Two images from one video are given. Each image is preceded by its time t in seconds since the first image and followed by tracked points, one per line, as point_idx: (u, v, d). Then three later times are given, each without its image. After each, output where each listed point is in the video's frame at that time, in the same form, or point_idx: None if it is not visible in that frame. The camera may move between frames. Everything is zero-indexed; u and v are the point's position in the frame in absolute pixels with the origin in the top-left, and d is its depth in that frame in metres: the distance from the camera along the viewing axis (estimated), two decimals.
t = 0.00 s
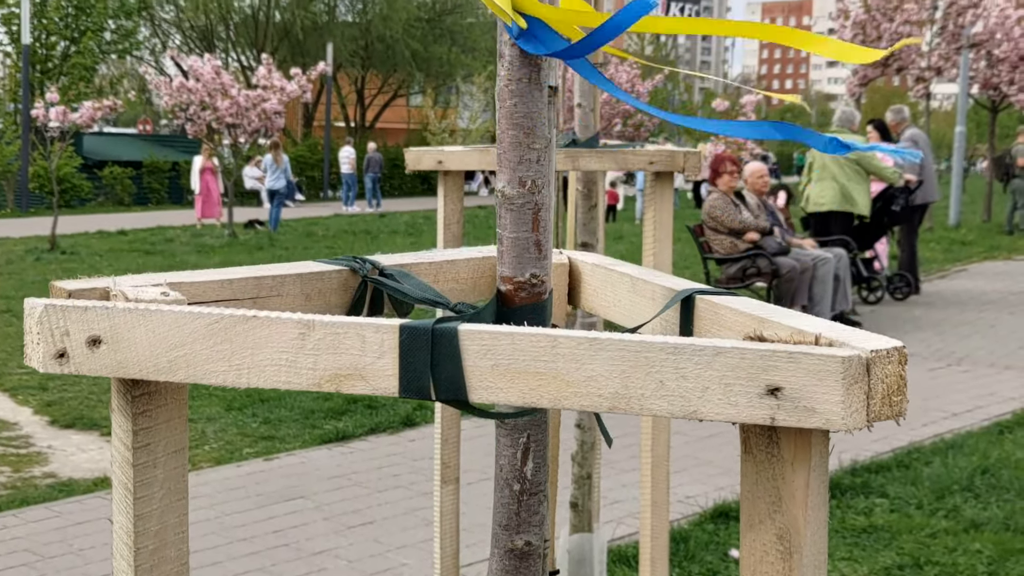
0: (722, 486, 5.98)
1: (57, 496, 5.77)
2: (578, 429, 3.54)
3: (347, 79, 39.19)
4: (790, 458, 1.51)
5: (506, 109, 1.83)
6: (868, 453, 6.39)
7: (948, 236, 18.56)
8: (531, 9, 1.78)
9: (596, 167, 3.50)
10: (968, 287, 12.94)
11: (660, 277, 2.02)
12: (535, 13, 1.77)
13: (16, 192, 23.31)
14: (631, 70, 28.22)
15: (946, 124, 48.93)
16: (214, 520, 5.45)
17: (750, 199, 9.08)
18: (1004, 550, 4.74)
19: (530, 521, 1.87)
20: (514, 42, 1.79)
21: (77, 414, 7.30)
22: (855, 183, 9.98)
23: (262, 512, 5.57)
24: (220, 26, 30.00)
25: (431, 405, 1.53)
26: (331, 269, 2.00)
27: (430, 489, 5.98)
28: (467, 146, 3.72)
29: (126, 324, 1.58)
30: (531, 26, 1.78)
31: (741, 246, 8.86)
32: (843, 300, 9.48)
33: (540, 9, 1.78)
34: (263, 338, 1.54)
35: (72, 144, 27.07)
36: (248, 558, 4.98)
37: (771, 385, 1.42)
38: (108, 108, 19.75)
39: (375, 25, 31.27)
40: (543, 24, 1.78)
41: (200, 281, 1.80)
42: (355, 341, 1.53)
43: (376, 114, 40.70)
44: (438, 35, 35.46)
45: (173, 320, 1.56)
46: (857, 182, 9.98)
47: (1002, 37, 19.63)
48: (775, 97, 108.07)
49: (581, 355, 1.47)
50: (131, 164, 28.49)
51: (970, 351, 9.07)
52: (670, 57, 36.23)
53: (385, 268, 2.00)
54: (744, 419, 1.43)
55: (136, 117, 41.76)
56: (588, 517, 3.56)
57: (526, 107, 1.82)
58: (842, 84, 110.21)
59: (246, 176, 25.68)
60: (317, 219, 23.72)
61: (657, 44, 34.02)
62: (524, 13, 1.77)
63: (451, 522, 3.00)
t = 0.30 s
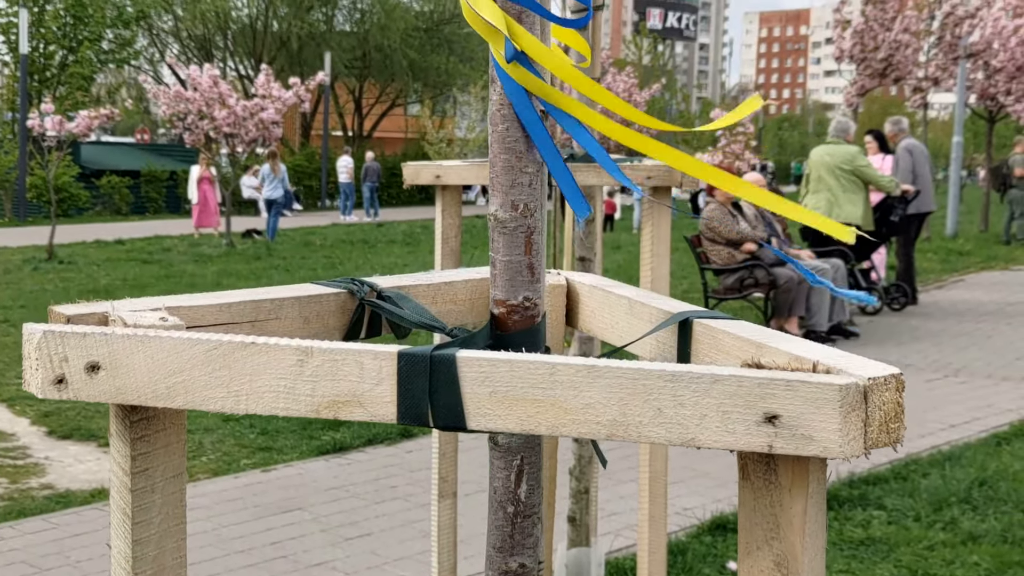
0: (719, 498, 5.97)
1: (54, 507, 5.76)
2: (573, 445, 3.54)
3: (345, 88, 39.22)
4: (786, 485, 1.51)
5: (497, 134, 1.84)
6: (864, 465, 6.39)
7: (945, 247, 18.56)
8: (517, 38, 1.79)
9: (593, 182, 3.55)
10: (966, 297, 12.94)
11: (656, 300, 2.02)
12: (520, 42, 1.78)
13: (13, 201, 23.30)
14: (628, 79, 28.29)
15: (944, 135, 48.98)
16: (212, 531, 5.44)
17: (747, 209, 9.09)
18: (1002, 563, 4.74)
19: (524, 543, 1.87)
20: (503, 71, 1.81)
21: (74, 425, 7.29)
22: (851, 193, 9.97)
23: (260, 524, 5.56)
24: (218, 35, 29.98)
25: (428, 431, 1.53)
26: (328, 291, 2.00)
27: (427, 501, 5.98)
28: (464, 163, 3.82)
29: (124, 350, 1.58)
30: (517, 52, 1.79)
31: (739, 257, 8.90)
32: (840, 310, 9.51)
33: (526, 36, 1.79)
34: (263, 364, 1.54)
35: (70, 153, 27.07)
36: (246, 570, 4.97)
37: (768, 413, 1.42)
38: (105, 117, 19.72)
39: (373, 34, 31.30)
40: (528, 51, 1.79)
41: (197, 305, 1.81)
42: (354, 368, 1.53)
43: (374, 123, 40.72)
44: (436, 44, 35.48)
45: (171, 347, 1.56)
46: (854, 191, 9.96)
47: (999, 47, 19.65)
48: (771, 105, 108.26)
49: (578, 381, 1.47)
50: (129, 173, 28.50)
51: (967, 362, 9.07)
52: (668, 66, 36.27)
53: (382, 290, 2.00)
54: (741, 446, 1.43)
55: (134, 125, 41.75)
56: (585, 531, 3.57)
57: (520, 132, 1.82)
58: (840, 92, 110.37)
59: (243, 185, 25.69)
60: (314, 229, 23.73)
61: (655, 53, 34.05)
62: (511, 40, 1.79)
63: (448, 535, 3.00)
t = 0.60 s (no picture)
0: (715, 516, 5.96)
1: (49, 525, 5.74)
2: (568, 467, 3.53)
3: (341, 104, 39.30)
4: (781, 514, 1.51)
5: (492, 165, 1.84)
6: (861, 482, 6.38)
7: (941, 262, 18.59)
8: (508, 69, 1.79)
9: (590, 202, 3.58)
10: (962, 312, 12.96)
11: (651, 326, 2.02)
12: (510, 73, 1.78)
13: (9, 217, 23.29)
14: (624, 94, 28.35)
15: (940, 149, 49.07)
16: (207, 549, 5.43)
17: (743, 225, 9.13)
18: None
19: (519, 570, 1.87)
20: (494, 102, 1.81)
21: (70, 442, 7.27)
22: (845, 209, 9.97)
23: (255, 542, 5.55)
24: (215, 51, 30.01)
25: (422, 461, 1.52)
26: (323, 317, 2.00)
27: (424, 518, 5.97)
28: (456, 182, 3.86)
29: (118, 381, 1.57)
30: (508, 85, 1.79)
31: (735, 273, 8.90)
32: (836, 326, 9.53)
33: (517, 69, 1.79)
34: (257, 394, 1.54)
35: (67, 169, 27.09)
36: None
37: (762, 443, 1.42)
38: (100, 133, 19.72)
39: (370, 51, 31.30)
40: (518, 82, 1.79)
41: (192, 333, 1.81)
42: (347, 399, 1.53)
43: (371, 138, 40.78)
44: (433, 59, 35.52)
45: (165, 377, 1.56)
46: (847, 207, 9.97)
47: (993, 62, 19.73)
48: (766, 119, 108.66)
49: (572, 412, 1.47)
50: (125, 189, 28.53)
51: (963, 377, 9.06)
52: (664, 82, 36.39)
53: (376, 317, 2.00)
54: (735, 476, 1.43)
55: (131, 140, 41.79)
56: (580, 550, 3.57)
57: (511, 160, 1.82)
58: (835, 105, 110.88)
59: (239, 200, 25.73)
60: (311, 244, 23.74)
61: (650, 69, 34.15)
62: (502, 71, 1.79)
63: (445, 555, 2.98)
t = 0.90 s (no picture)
0: (710, 533, 5.95)
1: (42, 545, 5.72)
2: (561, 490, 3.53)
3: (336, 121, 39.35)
4: (772, 538, 1.51)
5: (483, 190, 1.85)
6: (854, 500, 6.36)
7: (936, 278, 18.60)
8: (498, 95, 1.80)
9: (582, 223, 3.62)
10: (958, 328, 12.97)
11: (643, 347, 2.02)
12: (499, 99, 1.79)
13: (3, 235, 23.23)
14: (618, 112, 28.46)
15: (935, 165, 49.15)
16: (200, 569, 5.41)
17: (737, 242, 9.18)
18: None
19: None
20: (484, 125, 1.81)
21: (63, 462, 7.25)
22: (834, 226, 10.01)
23: (248, 562, 5.53)
24: (209, 69, 30.02)
25: (414, 487, 1.52)
26: (315, 340, 2.00)
27: (418, 537, 5.96)
28: (452, 201, 4.06)
29: (108, 407, 1.57)
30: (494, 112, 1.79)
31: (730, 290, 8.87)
32: (830, 342, 9.53)
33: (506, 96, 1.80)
34: (249, 420, 1.54)
35: (61, 186, 27.08)
36: None
37: (754, 468, 1.42)
38: (94, 150, 19.72)
39: (364, 67, 31.49)
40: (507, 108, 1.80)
41: (184, 355, 1.81)
42: (339, 424, 1.53)
43: (366, 155, 40.81)
44: (428, 77, 35.57)
45: (156, 402, 1.56)
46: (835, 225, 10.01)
47: (986, 79, 19.81)
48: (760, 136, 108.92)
49: (563, 437, 1.46)
50: (120, 206, 28.53)
51: (958, 394, 9.05)
52: (658, 98, 36.47)
53: (369, 340, 2.01)
54: (726, 501, 1.43)
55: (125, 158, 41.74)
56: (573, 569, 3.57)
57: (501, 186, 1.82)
58: (829, 121, 111.24)
59: (235, 218, 25.77)
60: (306, 261, 23.72)
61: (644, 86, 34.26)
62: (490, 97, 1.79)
63: None
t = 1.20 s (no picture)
0: (703, 551, 5.93)
1: (34, 564, 5.70)
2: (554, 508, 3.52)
3: (328, 138, 39.40)
4: (766, 563, 1.50)
5: (472, 214, 1.84)
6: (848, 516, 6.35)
7: (928, 293, 18.62)
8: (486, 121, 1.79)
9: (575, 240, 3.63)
10: (950, 343, 12.98)
11: (635, 372, 2.01)
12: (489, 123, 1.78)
13: None
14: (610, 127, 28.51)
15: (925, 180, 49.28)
16: None
17: (730, 258, 9.19)
18: None
19: None
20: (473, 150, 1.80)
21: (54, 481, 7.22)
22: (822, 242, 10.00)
23: None
24: (202, 85, 29.95)
25: (406, 515, 1.51)
26: (308, 365, 1.99)
27: (412, 555, 5.93)
28: (442, 221, 4.11)
29: (100, 436, 1.57)
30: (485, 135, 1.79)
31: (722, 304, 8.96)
32: (823, 358, 9.54)
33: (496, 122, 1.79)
34: (241, 448, 1.53)
35: (54, 203, 27.06)
36: None
37: (749, 495, 1.42)
38: (86, 167, 19.68)
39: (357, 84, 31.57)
40: (497, 134, 1.78)
41: (176, 383, 1.80)
42: (332, 451, 1.52)
43: (358, 171, 40.84)
44: (420, 93, 35.61)
45: (149, 431, 1.55)
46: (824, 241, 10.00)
47: (976, 95, 19.86)
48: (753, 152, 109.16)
49: (557, 464, 1.46)
50: (112, 223, 28.51)
51: (952, 409, 9.05)
52: (651, 115, 36.54)
53: (361, 365, 2.00)
54: (720, 529, 1.43)
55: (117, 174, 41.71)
56: None
57: (492, 209, 1.82)
58: (821, 136, 111.54)
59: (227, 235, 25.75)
60: (298, 278, 23.72)
61: (636, 102, 34.32)
62: (478, 123, 1.77)
63: None
